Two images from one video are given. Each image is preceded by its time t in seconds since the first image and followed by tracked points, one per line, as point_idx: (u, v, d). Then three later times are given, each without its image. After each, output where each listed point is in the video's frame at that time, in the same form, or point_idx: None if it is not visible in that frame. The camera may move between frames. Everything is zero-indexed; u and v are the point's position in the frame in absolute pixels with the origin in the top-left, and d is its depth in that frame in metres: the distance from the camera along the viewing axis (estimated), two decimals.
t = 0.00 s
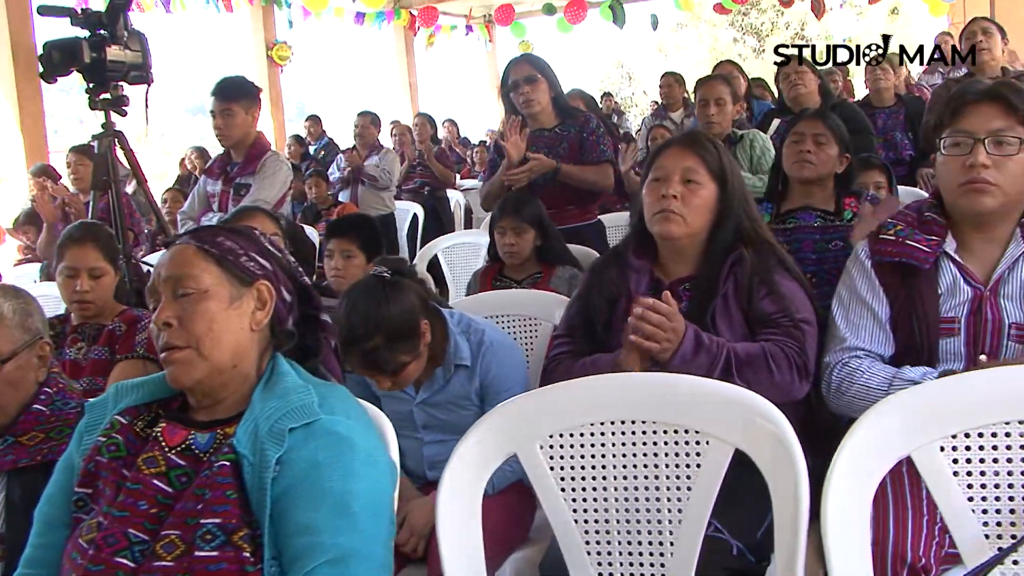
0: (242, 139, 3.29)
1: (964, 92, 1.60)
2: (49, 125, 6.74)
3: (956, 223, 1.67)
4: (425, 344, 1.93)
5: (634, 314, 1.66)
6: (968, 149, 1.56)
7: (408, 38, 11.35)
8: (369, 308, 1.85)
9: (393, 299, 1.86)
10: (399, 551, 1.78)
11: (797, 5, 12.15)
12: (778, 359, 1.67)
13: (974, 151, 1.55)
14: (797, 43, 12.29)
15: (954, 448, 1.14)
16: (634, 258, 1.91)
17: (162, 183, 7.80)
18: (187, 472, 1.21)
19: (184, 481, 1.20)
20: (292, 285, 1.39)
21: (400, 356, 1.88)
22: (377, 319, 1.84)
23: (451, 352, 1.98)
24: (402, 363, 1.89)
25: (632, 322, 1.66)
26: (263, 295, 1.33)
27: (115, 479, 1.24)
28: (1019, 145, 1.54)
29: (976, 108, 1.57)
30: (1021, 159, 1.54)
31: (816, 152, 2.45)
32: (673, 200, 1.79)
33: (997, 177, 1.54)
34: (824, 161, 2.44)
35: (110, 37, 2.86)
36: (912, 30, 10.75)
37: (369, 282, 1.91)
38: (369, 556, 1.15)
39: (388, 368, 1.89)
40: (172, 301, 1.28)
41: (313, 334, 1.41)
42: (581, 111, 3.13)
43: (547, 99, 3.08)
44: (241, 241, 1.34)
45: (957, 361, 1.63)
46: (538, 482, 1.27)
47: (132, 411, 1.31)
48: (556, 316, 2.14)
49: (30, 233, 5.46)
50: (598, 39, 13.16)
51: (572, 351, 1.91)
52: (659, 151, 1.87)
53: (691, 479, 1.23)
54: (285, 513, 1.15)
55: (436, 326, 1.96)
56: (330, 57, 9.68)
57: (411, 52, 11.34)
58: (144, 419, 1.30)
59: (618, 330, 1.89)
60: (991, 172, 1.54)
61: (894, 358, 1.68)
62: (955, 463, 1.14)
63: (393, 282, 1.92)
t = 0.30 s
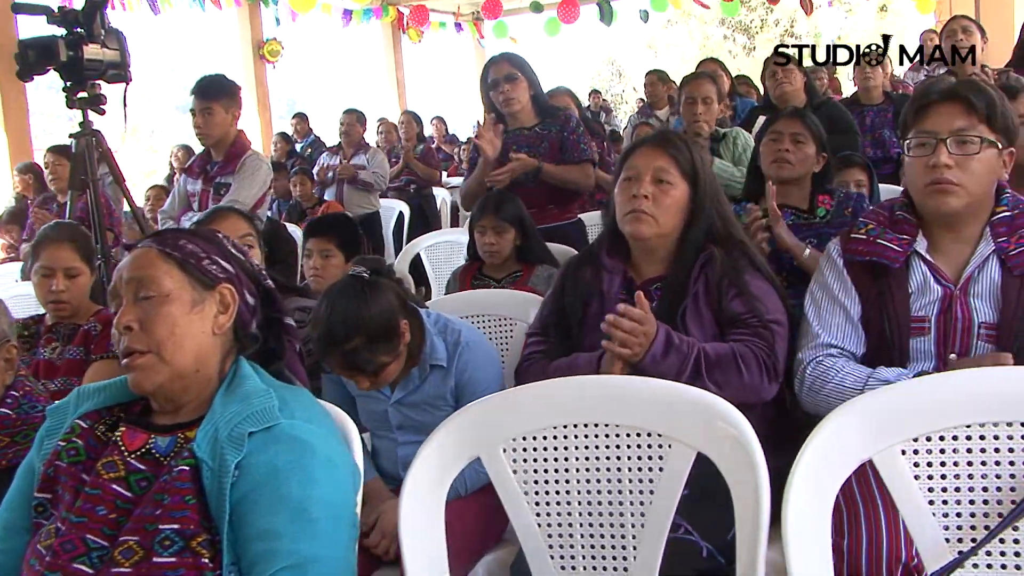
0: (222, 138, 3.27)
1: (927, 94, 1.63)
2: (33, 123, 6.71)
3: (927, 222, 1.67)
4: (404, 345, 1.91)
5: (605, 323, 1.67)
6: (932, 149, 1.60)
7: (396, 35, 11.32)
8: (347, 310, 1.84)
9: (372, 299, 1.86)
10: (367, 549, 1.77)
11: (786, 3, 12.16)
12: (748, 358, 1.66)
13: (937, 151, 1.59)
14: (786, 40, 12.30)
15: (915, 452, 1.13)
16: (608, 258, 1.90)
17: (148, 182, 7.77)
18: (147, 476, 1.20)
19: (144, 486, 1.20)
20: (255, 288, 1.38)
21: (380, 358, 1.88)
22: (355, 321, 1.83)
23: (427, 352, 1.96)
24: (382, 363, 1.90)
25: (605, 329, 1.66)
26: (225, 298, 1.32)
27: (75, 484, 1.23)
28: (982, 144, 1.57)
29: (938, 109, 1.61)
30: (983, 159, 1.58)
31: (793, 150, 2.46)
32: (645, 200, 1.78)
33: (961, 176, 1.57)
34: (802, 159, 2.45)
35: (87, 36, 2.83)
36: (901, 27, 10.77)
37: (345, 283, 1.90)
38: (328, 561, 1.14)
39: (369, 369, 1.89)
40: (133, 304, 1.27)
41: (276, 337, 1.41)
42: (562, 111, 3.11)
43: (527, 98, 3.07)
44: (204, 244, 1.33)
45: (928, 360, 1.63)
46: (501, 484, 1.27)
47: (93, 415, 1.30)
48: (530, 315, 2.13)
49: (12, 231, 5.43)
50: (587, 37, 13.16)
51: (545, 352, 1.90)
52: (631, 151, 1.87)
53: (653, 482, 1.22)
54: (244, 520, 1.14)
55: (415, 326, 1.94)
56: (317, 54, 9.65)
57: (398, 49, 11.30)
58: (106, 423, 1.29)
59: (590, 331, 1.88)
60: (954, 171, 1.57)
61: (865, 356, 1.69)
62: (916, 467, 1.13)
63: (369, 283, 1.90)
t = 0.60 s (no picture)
0: (205, 143, 3.26)
1: (896, 98, 1.65)
2: (20, 127, 6.68)
3: (903, 226, 1.67)
4: (387, 349, 1.90)
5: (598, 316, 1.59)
6: (901, 154, 1.61)
7: (385, 38, 11.30)
8: (330, 317, 1.83)
9: (355, 304, 1.85)
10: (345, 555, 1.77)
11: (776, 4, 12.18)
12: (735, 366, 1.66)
13: (906, 155, 1.60)
14: (777, 41, 12.32)
15: (883, 459, 1.14)
16: (583, 263, 1.91)
17: (136, 186, 7.76)
18: (116, 485, 1.20)
19: (112, 494, 1.20)
20: (228, 297, 1.38)
21: (363, 363, 1.87)
22: (337, 327, 1.82)
23: (408, 358, 1.95)
24: (366, 368, 1.88)
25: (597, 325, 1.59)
26: (196, 308, 1.31)
27: (42, 493, 1.23)
28: (951, 146, 1.58)
29: (906, 113, 1.62)
30: (953, 161, 1.58)
31: (769, 148, 2.46)
32: (622, 206, 1.78)
33: (931, 181, 1.57)
34: (778, 158, 2.45)
35: (68, 42, 2.79)
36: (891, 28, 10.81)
37: (329, 289, 1.89)
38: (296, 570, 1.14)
39: (352, 375, 1.87)
40: (104, 315, 1.26)
41: (248, 345, 1.41)
42: (543, 115, 3.10)
43: (505, 103, 3.06)
44: (174, 254, 1.33)
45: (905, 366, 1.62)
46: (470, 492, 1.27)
47: (62, 424, 1.31)
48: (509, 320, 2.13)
49: None
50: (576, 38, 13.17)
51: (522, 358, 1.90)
52: (607, 157, 1.87)
53: (623, 490, 1.24)
54: (211, 529, 1.14)
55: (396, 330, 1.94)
56: (305, 57, 9.64)
57: (387, 52, 11.28)
58: (75, 432, 1.30)
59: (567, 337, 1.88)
60: (924, 176, 1.58)
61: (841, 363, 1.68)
62: (884, 474, 1.14)
63: (349, 288, 1.89)
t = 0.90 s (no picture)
0: (184, 149, 3.26)
1: (866, 102, 1.65)
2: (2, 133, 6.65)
3: (874, 229, 1.67)
4: (360, 354, 1.90)
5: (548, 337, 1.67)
6: (872, 157, 1.61)
7: (370, 41, 11.28)
8: (304, 323, 1.83)
9: (330, 311, 1.85)
10: (319, 562, 1.76)
11: (762, 5, 12.20)
12: (698, 369, 1.65)
13: (877, 158, 1.60)
14: (763, 42, 12.35)
15: (844, 464, 1.14)
16: (556, 267, 1.91)
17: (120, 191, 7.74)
18: (80, 496, 1.21)
19: (77, 505, 1.20)
20: (193, 306, 1.39)
21: (337, 369, 1.86)
22: (313, 332, 1.82)
23: (381, 362, 1.95)
24: (339, 375, 1.87)
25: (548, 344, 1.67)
26: (162, 316, 1.31)
27: (7, 504, 1.24)
28: (920, 151, 1.59)
29: (876, 117, 1.63)
30: (923, 166, 1.59)
31: (747, 155, 2.45)
32: (591, 211, 1.79)
33: (901, 185, 1.58)
34: (756, 164, 2.45)
35: (44, 47, 2.75)
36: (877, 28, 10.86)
37: (304, 294, 1.89)
38: None
39: (326, 381, 1.87)
40: (69, 324, 1.26)
41: (216, 354, 1.41)
42: (518, 120, 3.09)
43: (481, 109, 3.05)
44: (140, 263, 1.33)
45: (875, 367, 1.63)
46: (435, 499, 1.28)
47: (27, 436, 1.31)
48: (480, 323, 2.14)
49: None
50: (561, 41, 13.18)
51: (493, 361, 1.90)
52: (578, 162, 1.87)
53: (586, 498, 1.23)
54: (175, 540, 1.13)
55: (370, 335, 1.94)
56: (289, 61, 9.63)
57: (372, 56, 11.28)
58: (41, 444, 1.31)
59: (537, 342, 1.89)
60: (894, 180, 1.58)
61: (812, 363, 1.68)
62: (845, 479, 1.15)
63: (324, 293, 1.89)
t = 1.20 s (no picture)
0: (161, 154, 3.25)
1: (836, 109, 1.66)
2: None
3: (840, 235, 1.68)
4: (328, 359, 1.90)
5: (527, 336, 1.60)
6: (841, 164, 1.62)
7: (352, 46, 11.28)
8: (271, 327, 1.83)
9: (297, 315, 1.85)
10: (288, 567, 1.76)
11: (745, 10, 12.23)
12: (672, 375, 1.67)
13: (846, 165, 1.61)
14: (746, 47, 12.39)
15: (800, 472, 1.16)
16: (526, 271, 1.91)
17: (101, 194, 7.73)
18: (42, 505, 1.22)
19: (38, 515, 1.21)
20: (158, 314, 1.39)
21: (306, 374, 1.86)
22: (281, 337, 1.82)
23: (350, 368, 1.95)
24: (307, 379, 1.87)
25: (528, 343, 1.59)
26: (128, 325, 1.31)
27: None
28: (889, 159, 1.59)
29: (846, 124, 1.63)
30: (891, 173, 1.59)
31: (720, 160, 2.46)
32: (563, 218, 1.79)
33: (869, 191, 1.58)
34: (729, 170, 2.46)
35: (17, 53, 2.70)
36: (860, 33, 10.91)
37: (272, 299, 1.89)
38: None
39: (294, 386, 1.87)
40: (34, 333, 1.25)
41: (180, 362, 1.41)
42: (490, 125, 3.10)
43: (457, 116, 3.06)
44: (106, 272, 1.32)
45: (841, 373, 1.62)
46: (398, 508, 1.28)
47: None
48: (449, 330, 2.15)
49: None
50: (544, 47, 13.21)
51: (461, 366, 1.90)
52: (551, 168, 1.87)
53: (547, 505, 1.25)
54: (135, 549, 1.13)
55: (338, 341, 1.94)
56: (272, 65, 9.62)
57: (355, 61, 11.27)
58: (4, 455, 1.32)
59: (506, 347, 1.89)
60: (863, 186, 1.59)
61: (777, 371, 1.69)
62: (801, 487, 1.16)
63: (292, 300, 1.89)
